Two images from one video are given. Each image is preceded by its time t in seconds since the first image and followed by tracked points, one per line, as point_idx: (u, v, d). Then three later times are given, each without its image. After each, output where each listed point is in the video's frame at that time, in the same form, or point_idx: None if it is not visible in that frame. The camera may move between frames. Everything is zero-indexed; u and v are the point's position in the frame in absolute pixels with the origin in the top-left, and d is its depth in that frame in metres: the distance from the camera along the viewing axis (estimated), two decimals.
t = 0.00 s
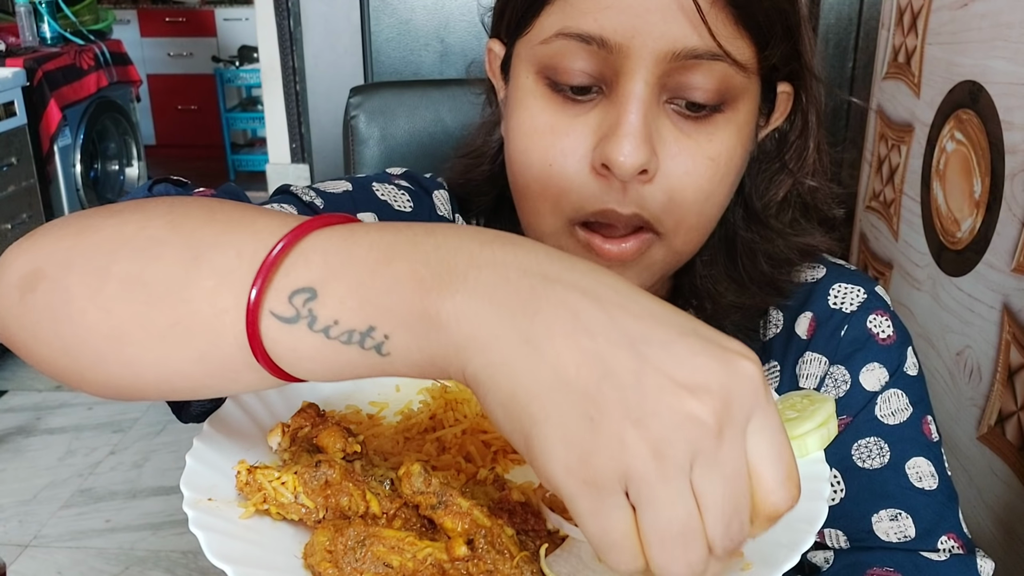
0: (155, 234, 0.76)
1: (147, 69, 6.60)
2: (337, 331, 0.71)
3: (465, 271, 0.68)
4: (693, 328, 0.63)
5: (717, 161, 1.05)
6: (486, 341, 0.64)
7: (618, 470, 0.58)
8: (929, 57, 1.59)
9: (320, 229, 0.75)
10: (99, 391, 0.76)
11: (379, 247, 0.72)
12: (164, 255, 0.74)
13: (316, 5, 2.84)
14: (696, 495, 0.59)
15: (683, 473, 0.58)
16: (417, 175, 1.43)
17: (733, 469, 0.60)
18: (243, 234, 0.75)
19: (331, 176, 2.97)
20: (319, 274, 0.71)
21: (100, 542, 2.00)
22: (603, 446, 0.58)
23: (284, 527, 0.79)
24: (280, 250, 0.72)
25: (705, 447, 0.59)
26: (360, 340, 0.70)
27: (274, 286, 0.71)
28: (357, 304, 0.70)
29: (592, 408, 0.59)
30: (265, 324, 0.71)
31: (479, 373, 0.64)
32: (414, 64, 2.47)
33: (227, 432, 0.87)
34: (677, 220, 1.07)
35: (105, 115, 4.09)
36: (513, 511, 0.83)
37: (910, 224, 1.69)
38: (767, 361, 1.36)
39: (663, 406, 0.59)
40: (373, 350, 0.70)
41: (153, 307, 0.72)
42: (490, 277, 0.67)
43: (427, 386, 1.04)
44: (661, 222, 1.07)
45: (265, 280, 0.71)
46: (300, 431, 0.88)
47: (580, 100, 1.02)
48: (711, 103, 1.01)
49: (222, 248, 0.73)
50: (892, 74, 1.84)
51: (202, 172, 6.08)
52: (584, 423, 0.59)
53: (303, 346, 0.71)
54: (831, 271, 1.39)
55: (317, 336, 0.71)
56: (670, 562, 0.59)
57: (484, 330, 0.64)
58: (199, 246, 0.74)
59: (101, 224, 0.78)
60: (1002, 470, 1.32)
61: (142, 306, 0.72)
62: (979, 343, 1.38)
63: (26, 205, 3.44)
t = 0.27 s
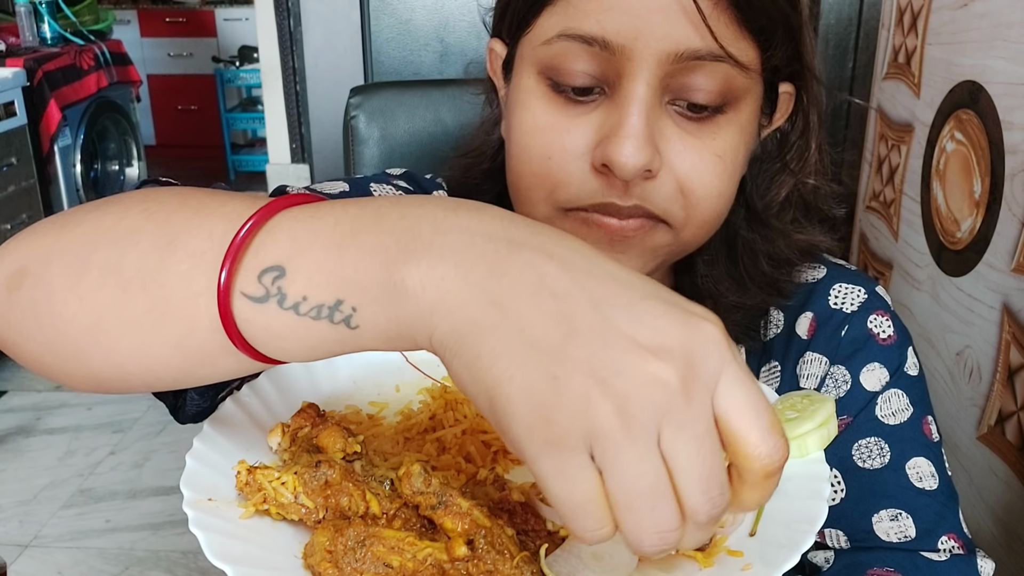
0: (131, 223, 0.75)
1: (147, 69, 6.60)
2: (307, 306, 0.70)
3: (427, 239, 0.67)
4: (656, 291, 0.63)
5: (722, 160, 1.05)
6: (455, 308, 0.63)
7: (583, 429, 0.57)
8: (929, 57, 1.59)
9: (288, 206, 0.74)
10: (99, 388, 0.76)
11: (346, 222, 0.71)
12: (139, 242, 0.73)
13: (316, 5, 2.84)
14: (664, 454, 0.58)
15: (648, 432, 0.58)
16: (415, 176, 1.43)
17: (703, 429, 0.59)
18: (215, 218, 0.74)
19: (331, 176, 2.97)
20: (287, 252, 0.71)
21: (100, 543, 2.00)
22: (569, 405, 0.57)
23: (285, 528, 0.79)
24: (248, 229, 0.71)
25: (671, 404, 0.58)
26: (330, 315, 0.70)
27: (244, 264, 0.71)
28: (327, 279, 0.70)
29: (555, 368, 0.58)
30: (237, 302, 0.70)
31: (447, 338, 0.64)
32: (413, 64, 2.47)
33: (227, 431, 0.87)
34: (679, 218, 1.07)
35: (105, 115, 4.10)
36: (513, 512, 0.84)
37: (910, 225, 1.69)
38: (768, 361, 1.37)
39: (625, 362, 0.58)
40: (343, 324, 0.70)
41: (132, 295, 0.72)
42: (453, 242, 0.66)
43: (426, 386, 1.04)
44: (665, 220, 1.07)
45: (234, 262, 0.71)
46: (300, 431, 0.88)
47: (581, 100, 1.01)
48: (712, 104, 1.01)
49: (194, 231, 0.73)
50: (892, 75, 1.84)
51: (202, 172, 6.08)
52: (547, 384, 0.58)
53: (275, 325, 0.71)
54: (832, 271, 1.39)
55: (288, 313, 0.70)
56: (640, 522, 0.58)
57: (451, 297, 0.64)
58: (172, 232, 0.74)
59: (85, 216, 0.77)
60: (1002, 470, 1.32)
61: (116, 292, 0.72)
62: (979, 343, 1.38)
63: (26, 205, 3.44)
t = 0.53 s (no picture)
0: (98, 240, 0.75)
1: (147, 69, 6.60)
2: (269, 297, 0.69)
3: (377, 226, 0.64)
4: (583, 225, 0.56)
5: (721, 158, 1.05)
6: (407, 285, 0.59)
7: (538, 359, 0.50)
8: (929, 57, 1.59)
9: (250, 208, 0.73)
10: (96, 394, 0.76)
11: (302, 219, 0.69)
12: (106, 252, 0.74)
13: (317, 5, 2.84)
14: (628, 364, 0.49)
15: (607, 348, 0.49)
16: (410, 179, 1.42)
17: (659, 325, 0.50)
18: (184, 224, 0.74)
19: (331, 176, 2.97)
20: (248, 246, 0.70)
21: (100, 543, 2.00)
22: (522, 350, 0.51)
23: (285, 527, 0.79)
24: (211, 234, 0.71)
25: (621, 310, 0.50)
26: (291, 303, 0.68)
27: (208, 264, 0.70)
28: (285, 268, 0.68)
29: (503, 311, 0.52)
30: (203, 300, 0.70)
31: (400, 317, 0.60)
32: (414, 64, 2.47)
33: (227, 430, 0.87)
34: (680, 217, 1.07)
35: (105, 115, 4.10)
36: (512, 511, 0.83)
37: (910, 225, 1.69)
38: (768, 362, 1.37)
39: (572, 283, 0.51)
40: (303, 310, 0.68)
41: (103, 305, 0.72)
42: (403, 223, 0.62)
43: (426, 387, 1.04)
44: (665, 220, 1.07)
45: (198, 267, 0.70)
46: (300, 431, 0.88)
47: (581, 98, 1.01)
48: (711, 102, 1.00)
49: (162, 240, 0.73)
50: (892, 74, 1.84)
51: (202, 172, 6.08)
52: (501, 324, 0.52)
53: (240, 319, 0.70)
54: (832, 271, 1.39)
55: (250, 304, 0.69)
56: (617, 443, 0.50)
57: (403, 276, 0.60)
58: (138, 243, 0.73)
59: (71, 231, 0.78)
60: (1002, 470, 1.32)
61: (88, 307, 0.72)
62: (979, 344, 1.38)
63: (26, 205, 3.44)
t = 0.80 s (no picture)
0: (36, 261, 0.88)
1: (147, 69, 6.60)
2: (179, 294, 0.81)
3: (265, 233, 0.78)
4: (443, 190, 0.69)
5: (707, 155, 1.05)
6: (291, 273, 0.74)
7: (400, 291, 0.66)
8: (929, 57, 1.59)
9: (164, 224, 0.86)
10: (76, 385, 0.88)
11: (203, 232, 0.82)
12: (43, 271, 0.86)
13: (317, 5, 2.84)
14: (470, 288, 0.64)
15: (452, 274, 0.65)
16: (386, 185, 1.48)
17: (496, 255, 0.64)
18: (112, 239, 0.87)
19: (331, 176, 2.97)
20: (162, 255, 0.83)
21: (100, 543, 2.00)
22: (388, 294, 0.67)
23: (285, 527, 0.78)
24: (130, 248, 0.83)
25: (463, 246, 0.65)
26: (198, 299, 0.81)
27: (130, 271, 0.83)
28: (195, 270, 0.81)
29: (375, 260, 0.68)
30: (126, 303, 0.82)
31: (286, 301, 0.76)
32: (414, 64, 2.46)
33: (227, 430, 0.87)
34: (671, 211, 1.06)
35: (105, 115, 4.10)
36: (513, 511, 0.83)
37: (910, 224, 1.69)
38: (767, 362, 1.36)
39: (428, 232, 0.66)
40: (209, 302, 0.81)
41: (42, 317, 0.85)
42: (287, 227, 0.77)
43: (426, 386, 1.04)
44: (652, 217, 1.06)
45: (120, 278, 0.82)
46: (300, 430, 0.88)
47: (566, 94, 1.02)
48: (698, 99, 1.00)
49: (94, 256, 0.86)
50: (892, 74, 1.84)
51: (202, 172, 6.08)
52: (375, 270, 0.68)
53: (156, 315, 0.82)
54: (828, 269, 1.40)
55: (165, 302, 0.82)
56: (468, 348, 0.65)
57: (290, 271, 0.74)
58: (69, 259, 0.86)
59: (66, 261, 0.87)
60: (1002, 470, 1.32)
61: (29, 316, 0.86)
62: (979, 344, 1.38)
63: (26, 205, 3.44)
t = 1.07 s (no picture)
0: (6, 321, 0.97)
1: (147, 69, 6.60)
2: (146, 360, 0.91)
3: (218, 295, 0.88)
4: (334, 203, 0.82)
5: (680, 161, 1.04)
6: (242, 335, 0.85)
7: (365, 275, 0.78)
8: (929, 57, 1.59)
9: (127, 292, 0.96)
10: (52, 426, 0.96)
11: (161, 301, 0.92)
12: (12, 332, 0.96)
13: (317, 5, 2.84)
14: (415, 246, 0.78)
15: (390, 241, 0.78)
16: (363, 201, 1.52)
17: (411, 209, 0.79)
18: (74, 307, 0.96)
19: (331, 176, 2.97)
20: (124, 324, 0.92)
21: (99, 543, 2.00)
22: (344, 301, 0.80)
23: (285, 527, 0.79)
24: (95, 314, 0.93)
25: (389, 218, 0.78)
26: (165, 363, 0.90)
27: (96, 338, 0.92)
28: (157, 337, 0.90)
29: (322, 266, 0.80)
30: (95, 366, 0.92)
31: (252, 358, 0.86)
32: (414, 64, 2.46)
33: (228, 430, 0.88)
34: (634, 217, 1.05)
35: (105, 115, 4.10)
36: (513, 511, 0.83)
37: (910, 224, 1.69)
38: (756, 366, 1.38)
39: (351, 225, 0.79)
40: (176, 366, 0.90)
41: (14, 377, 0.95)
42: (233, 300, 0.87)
43: (427, 386, 1.04)
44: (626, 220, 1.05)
45: (87, 342, 0.92)
46: (301, 430, 0.88)
47: (541, 88, 1.03)
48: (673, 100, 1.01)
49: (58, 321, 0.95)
50: (892, 74, 1.84)
51: (201, 172, 6.08)
52: (320, 273, 0.80)
53: (125, 379, 0.92)
54: (814, 268, 1.38)
55: (133, 367, 0.91)
56: (446, 294, 0.79)
57: (248, 336, 0.85)
58: (38, 321, 0.96)
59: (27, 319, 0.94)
60: (1002, 470, 1.32)
61: None
62: (979, 344, 1.38)
63: (26, 205, 3.44)
